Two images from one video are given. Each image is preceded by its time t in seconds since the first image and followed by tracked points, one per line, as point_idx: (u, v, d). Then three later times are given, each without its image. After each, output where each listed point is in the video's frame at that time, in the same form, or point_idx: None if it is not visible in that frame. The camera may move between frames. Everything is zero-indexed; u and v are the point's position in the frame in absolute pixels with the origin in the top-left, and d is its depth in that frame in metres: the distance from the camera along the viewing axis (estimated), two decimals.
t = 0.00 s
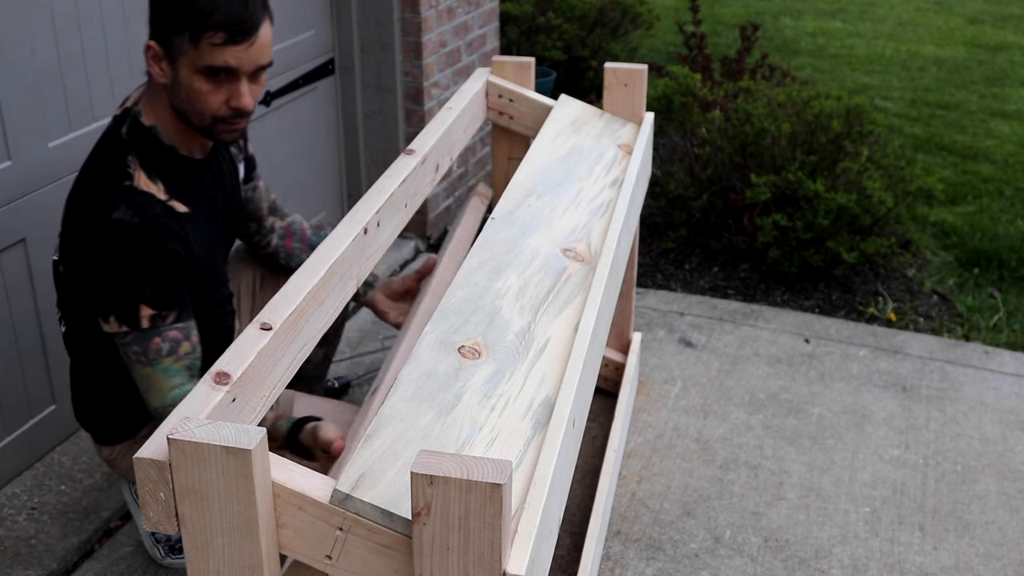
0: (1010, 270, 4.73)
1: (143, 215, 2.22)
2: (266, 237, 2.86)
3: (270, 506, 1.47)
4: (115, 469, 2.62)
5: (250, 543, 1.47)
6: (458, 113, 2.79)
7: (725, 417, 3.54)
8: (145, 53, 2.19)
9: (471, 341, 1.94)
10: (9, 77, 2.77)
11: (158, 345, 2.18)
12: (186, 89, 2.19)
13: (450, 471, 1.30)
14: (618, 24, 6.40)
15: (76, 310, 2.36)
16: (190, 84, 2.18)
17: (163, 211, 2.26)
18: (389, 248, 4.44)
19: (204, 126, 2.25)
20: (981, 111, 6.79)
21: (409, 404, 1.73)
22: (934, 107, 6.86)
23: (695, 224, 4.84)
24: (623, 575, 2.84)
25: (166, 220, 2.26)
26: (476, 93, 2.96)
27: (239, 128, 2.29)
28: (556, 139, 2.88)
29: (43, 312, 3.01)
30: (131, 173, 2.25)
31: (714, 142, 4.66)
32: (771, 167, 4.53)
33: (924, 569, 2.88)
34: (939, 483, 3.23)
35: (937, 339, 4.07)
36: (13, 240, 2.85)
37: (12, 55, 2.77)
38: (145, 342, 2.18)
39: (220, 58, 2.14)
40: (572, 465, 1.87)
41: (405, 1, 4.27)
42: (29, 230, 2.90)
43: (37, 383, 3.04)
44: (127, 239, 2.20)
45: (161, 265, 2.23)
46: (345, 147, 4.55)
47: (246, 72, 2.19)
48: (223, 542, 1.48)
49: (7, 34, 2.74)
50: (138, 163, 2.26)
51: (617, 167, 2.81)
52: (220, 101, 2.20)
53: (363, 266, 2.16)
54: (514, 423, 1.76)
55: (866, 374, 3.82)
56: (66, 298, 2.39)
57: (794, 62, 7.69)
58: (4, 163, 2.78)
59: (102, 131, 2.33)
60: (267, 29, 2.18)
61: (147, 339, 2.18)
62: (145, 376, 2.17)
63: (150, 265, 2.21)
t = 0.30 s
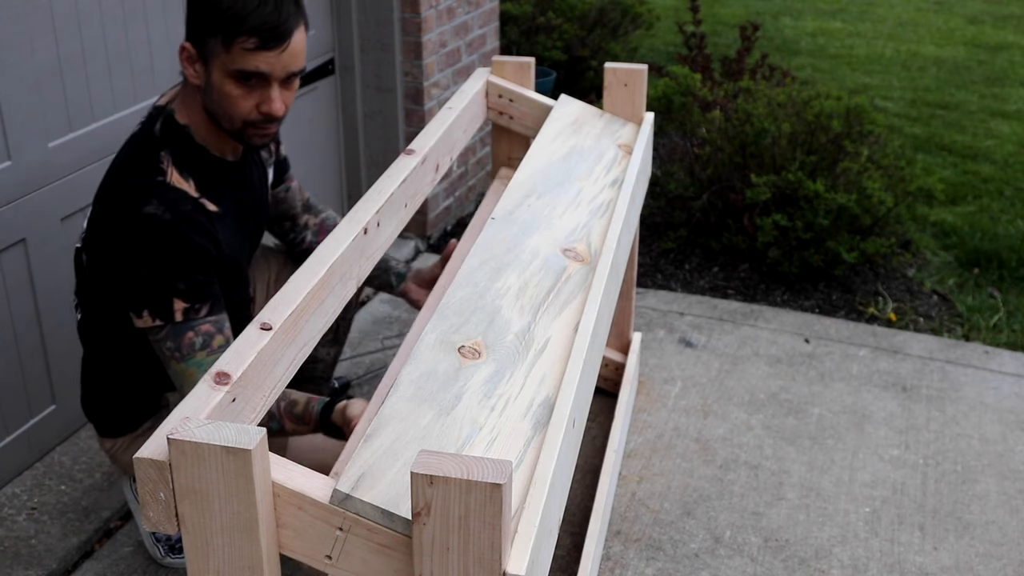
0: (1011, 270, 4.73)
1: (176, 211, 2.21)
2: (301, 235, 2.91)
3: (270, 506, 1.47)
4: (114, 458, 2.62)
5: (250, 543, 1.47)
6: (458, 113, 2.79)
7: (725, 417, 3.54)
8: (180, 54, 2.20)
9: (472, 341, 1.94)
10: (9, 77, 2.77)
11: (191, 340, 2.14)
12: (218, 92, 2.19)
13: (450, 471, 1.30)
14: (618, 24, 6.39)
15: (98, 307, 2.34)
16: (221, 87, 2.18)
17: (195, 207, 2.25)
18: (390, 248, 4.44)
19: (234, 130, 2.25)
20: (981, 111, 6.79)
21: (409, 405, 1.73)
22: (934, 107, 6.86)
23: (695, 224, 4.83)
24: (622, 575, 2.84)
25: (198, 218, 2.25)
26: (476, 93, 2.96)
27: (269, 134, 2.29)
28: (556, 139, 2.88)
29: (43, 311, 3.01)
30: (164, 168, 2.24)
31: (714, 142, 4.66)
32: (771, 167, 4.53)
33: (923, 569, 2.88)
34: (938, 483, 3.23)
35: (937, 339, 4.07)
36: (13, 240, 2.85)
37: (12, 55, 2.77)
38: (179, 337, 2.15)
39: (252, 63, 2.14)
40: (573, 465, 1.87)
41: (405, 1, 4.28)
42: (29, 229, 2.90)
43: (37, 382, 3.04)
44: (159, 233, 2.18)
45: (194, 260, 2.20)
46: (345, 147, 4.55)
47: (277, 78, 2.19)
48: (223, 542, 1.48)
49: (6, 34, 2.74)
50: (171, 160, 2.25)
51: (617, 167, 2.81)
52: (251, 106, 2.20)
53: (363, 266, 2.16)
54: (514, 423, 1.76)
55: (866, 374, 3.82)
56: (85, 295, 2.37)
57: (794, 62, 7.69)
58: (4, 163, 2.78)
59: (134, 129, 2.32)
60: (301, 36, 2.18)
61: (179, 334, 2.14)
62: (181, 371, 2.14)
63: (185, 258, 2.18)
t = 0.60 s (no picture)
0: (1012, 270, 4.72)
1: (187, 201, 2.20)
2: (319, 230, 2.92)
3: (270, 507, 1.46)
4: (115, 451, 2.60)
5: (249, 543, 1.46)
6: (458, 112, 2.78)
7: (726, 417, 3.53)
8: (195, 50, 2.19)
9: (472, 341, 1.93)
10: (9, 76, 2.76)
11: (199, 330, 2.10)
12: (230, 87, 2.18)
13: (449, 471, 1.29)
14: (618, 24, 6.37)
15: (103, 302, 2.33)
16: (234, 83, 2.17)
17: (206, 198, 2.24)
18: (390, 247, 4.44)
19: (246, 126, 2.23)
20: (982, 110, 6.78)
21: (408, 405, 1.72)
22: (935, 107, 6.85)
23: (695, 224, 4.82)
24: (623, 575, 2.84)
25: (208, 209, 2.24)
26: (476, 93, 2.95)
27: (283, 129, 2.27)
28: (556, 139, 2.87)
29: (42, 311, 3.00)
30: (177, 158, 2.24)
31: (714, 142, 4.65)
32: (772, 167, 4.52)
33: (924, 570, 2.87)
34: (940, 483, 3.22)
35: (938, 339, 4.06)
36: (12, 240, 2.84)
37: (11, 55, 2.77)
38: (186, 327, 2.11)
39: (264, 60, 2.12)
40: (573, 465, 1.86)
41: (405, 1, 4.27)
42: (29, 229, 2.89)
43: (36, 382, 3.03)
44: (171, 222, 2.17)
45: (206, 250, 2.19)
46: (345, 147, 4.54)
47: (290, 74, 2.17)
48: (223, 542, 1.47)
49: (5, 34, 2.74)
50: (184, 152, 2.25)
51: (618, 167, 2.80)
52: (264, 102, 2.18)
53: (362, 266, 2.15)
54: (514, 423, 1.75)
55: (867, 374, 3.81)
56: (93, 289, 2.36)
57: (794, 62, 7.68)
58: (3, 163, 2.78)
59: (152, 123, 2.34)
60: (314, 32, 2.15)
61: (188, 323, 2.10)
62: (185, 361, 2.09)
63: (195, 248, 2.17)
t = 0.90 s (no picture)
0: (1012, 270, 4.71)
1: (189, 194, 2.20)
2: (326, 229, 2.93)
3: (270, 507, 1.46)
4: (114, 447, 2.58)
5: (249, 543, 1.46)
6: (458, 112, 2.77)
7: (726, 417, 3.53)
8: (199, 47, 2.20)
9: (472, 341, 1.93)
10: (8, 76, 2.76)
11: (200, 320, 2.05)
12: (233, 85, 2.18)
13: (450, 471, 1.29)
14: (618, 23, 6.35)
15: (105, 297, 2.32)
16: (236, 80, 2.17)
17: (209, 191, 2.24)
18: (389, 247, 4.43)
19: (249, 123, 2.23)
20: (983, 110, 6.77)
21: (408, 405, 1.72)
22: (935, 107, 6.84)
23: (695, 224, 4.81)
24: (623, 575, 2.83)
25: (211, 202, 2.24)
26: (476, 92, 2.94)
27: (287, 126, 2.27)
28: (556, 139, 2.87)
29: (42, 311, 3.00)
30: (179, 153, 2.24)
31: (714, 142, 4.65)
32: (772, 167, 4.52)
33: (925, 570, 2.87)
34: (940, 484, 3.22)
35: (939, 339, 4.06)
36: (12, 240, 2.84)
37: (11, 55, 2.77)
38: (186, 317, 2.07)
39: (265, 57, 2.12)
40: (573, 465, 1.85)
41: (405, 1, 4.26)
42: (29, 229, 2.89)
43: (35, 383, 3.03)
44: (174, 213, 2.16)
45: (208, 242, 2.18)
46: (345, 146, 4.54)
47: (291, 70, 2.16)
48: (223, 542, 1.46)
49: (4, 33, 2.73)
50: (188, 146, 2.25)
51: (618, 167, 2.80)
52: (265, 99, 2.18)
53: (362, 266, 2.15)
54: (514, 423, 1.74)
55: (867, 374, 3.81)
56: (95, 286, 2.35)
57: (795, 62, 7.67)
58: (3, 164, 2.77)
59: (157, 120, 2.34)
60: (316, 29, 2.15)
61: (188, 315, 2.06)
62: (186, 353, 2.03)
63: (197, 238, 2.15)
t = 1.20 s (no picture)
0: (1011, 270, 4.73)
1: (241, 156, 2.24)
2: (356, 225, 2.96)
3: (248, 492, 1.48)
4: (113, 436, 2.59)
5: (227, 526, 1.48)
6: (493, 112, 2.84)
7: (725, 417, 3.54)
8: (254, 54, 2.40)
9: (472, 337, 1.94)
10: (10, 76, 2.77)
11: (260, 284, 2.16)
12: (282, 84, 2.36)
13: (414, 463, 1.32)
14: (619, 24, 6.36)
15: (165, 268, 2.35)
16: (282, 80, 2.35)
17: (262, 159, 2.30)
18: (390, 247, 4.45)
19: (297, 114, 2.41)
20: (981, 111, 6.79)
21: (398, 397, 1.74)
22: (934, 107, 6.86)
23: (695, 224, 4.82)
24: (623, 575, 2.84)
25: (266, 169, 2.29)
26: (515, 92, 3.03)
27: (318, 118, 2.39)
28: (590, 140, 2.90)
29: (43, 312, 3.00)
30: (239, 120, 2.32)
31: (714, 143, 4.66)
32: (771, 167, 4.53)
33: (924, 569, 2.88)
34: (939, 483, 3.23)
35: (937, 339, 4.07)
36: (13, 240, 2.84)
37: (11, 55, 2.77)
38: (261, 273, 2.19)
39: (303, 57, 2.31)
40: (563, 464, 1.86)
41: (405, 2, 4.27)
42: (29, 229, 2.89)
43: (37, 383, 3.04)
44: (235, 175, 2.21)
45: (228, 227, 2.22)
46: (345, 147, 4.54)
47: (324, 64, 2.32)
48: (203, 524, 1.49)
49: (5, 34, 2.74)
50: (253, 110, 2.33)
51: (650, 170, 2.81)
52: (296, 88, 2.31)
53: (376, 262, 2.16)
54: (504, 420, 1.75)
55: (866, 374, 3.82)
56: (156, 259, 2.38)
57: (794, 63, 7.69)
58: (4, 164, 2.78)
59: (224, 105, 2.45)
60: (351, 26, 2.30)
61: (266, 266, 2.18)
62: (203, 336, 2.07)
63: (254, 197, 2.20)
